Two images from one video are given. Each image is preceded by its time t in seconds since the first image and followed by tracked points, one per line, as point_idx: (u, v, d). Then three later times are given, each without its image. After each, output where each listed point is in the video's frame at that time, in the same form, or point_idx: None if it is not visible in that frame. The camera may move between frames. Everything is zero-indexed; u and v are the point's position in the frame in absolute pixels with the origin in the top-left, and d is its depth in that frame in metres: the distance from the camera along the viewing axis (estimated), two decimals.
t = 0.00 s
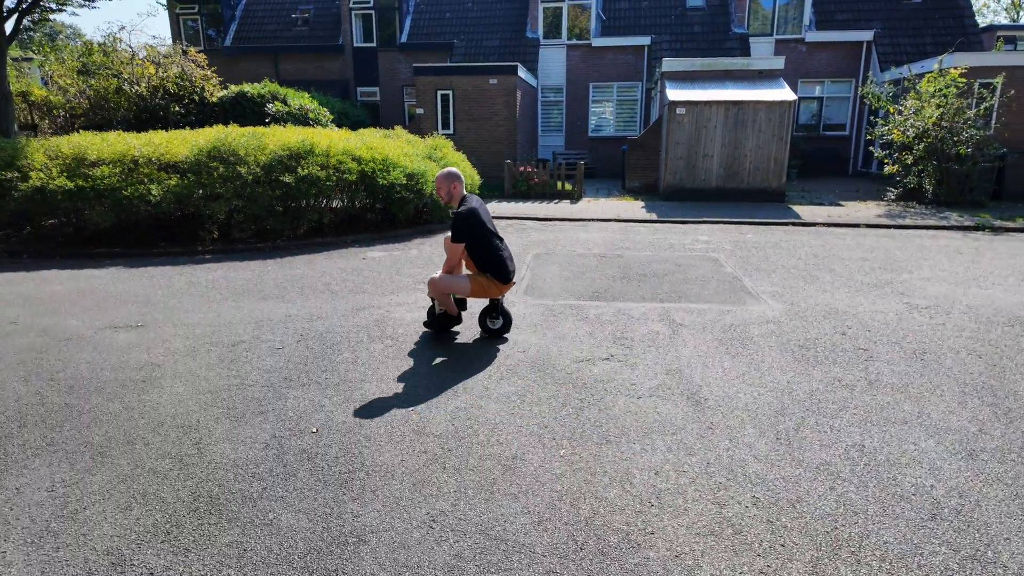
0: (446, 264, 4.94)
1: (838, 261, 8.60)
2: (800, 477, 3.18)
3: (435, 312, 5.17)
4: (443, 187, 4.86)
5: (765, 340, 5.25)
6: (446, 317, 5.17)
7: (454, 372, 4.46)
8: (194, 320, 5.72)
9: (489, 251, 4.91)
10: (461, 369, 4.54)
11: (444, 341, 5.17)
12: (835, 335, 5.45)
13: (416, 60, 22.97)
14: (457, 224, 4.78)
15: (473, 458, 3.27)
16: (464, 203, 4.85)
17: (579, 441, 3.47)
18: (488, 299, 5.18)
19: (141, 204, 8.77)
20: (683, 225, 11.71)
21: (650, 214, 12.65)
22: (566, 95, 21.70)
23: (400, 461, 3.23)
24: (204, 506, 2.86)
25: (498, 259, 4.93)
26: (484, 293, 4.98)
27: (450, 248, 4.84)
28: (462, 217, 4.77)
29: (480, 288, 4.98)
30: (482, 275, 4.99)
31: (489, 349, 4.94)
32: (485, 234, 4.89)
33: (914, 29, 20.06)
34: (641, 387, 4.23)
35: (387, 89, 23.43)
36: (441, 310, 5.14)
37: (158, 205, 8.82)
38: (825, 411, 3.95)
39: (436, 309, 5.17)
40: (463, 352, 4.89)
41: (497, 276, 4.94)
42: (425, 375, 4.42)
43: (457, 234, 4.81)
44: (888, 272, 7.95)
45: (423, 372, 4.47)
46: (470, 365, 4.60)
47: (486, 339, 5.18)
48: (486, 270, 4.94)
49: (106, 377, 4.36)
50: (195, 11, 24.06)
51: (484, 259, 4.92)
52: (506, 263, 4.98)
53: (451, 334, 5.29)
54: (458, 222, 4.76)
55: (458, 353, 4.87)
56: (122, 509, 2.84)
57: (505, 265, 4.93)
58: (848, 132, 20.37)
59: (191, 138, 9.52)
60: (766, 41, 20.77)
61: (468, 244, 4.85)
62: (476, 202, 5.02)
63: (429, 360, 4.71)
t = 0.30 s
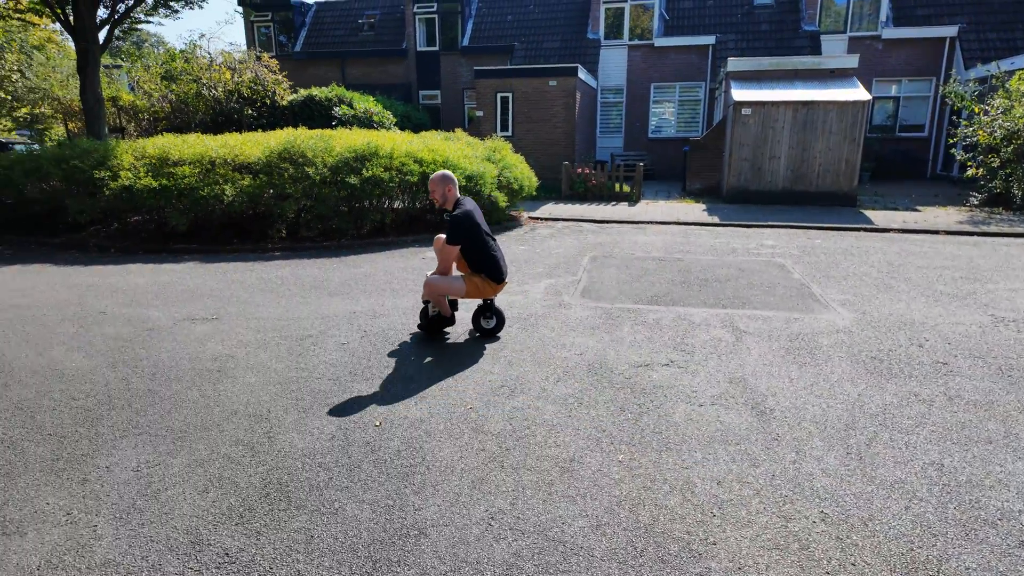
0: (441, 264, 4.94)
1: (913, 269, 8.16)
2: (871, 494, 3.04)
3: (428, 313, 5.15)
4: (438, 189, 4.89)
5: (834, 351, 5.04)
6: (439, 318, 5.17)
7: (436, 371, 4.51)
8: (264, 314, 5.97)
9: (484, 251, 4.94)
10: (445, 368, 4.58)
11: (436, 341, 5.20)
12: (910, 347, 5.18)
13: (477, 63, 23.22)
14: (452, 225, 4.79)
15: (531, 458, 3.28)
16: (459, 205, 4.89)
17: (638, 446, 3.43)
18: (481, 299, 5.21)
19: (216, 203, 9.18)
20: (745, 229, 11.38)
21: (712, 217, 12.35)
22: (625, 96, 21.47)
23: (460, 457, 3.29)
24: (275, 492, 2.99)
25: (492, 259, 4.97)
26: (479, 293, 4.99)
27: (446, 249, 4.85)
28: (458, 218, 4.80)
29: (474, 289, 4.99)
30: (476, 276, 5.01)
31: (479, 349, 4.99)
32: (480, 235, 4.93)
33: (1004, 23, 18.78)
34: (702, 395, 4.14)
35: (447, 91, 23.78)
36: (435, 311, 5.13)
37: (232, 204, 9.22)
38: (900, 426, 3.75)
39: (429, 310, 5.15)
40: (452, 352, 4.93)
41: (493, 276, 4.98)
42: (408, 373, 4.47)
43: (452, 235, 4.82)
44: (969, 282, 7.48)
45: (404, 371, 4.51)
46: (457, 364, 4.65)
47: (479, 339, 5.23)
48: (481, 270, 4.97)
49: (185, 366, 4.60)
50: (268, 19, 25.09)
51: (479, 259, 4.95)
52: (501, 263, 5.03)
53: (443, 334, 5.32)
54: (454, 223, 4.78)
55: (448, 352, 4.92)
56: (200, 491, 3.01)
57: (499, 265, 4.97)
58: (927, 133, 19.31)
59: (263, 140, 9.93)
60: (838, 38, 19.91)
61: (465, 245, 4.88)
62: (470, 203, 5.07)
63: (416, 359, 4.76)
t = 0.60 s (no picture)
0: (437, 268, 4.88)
1: (1000, 280, 7.64)
2: (954, 517, 2.87)
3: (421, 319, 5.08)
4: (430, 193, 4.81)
5: (912, 364, 4.79)
6: (431, 324, 5.09)
7: (411, 376, 4.43)
8: (329, 310, 6.17)
9: (479, 252, 4.96)
10: (420, 372, 4.50)
11: (426, 345, 5.14)
12: (998, 363, 4.85)
13: (537, 65, 23.26)
14: (449, 229, 4.75)
15: (590, 462, 3.26)
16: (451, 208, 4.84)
17: (700, 455, 3.35)
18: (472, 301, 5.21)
19: (286, 203, 9.53)
20: (813, 234, 10.94)
21: (778, 222, 11.93)
22: (688, 97, 21.05)
23: (519, 457, 3.30)
24: (341, 482, 3.09)
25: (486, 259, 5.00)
26: (475, 295, 4.99)
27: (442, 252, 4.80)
28: (453, 221, 4.76)
29: (471, 290, 4.98)
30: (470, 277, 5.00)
31: (463, 353, 4.93)
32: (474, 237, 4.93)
33: None
34: (768, 406, 4.01)
35: (508, 94, 23.93)
36: (429, 317, 5.05)
37: (300, 203, 9.56)
38: (986, 446, 3.53)
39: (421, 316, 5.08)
40: (435, 357, 4.85)
41: (487, 276, 5.00)
42: (381, 378, 4.41)
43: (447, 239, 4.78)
44: None
45: (377, 376, 4.44)
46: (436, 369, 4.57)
47: (472, 341, 5.22)
48: (476, 271, 4.98)
49: (257, 358, 4.80)
50: (335, 25, 25.90)
51: (473, 260, 4.96)
52: (494, 264, 5.07)
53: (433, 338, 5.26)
54: (450, 226, 4.74)
55: (436, 356, 4.87)
56: (271, 478, 3.14)
57: (494, 264, 5.02)
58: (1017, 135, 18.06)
59: (330, 142, 10.25)
60: (918, 35, 18.89)
61: (461, 247, 4.85)
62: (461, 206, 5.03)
63: (397, 363, 4.69)
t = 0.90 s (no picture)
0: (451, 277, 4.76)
1: None
2: None
3: (427, 329, 4.94)
4: (438, 203, 4.69)
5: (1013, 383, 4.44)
6: (434, 332, 4.99)
7: (399, 381, 4.38)
8: (399, 307, 6.32)
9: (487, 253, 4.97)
10: (409, 378, 4.44)
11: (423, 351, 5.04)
12: None
13: (607, 67, 23.05)
14: (462, 235, 4.71)
15: (658, 469, 3.20)
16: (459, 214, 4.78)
17: (774, 469, 3.23)
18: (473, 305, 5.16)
19: (361, 203, 9.86)
20: (899, 242, 10.33)
21: (860, 228, 11.33)
22: (765, 98, 20.33)
23: (585, 460, 3.28)
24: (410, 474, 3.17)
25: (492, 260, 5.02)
26: (487, 297, 4.98)
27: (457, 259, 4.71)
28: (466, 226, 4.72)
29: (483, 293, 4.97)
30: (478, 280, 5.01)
31: (459, 359, 4.84)
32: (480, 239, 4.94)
33: None
34: (849, 421, 3.81)
35: (576, 96, 23.83)
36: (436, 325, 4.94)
37: (373, 204, 9.87)
38: None
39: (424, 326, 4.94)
40: (427, 362, 4.77)
41: (493, 278, 5.02)
42: (368, 382, 4.36)
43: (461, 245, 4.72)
44: None
45: (364, 380, 4.40)
46: (425, 375, 4.50)
47: (473, 345, 5.17)
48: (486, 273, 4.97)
49: (332, 350, 5.00)
50: (409, 31, 26.52)
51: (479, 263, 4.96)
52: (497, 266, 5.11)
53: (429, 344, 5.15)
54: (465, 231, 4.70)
55: (430, 361, 4.80)
56: (345, 466, 3.26)
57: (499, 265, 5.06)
58: None
59: (403, 144, 10.52)
60: None
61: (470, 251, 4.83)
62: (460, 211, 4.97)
63: (385, 368, 4.64)
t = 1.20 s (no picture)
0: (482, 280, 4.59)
1: None
2: None
3: (450, 339, 4.69)
4: (464, 210, 4.57)
5: None
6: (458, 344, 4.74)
7: (402, 389, 4.24)
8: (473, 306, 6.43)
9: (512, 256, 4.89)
10: (415, 385, 4.29)
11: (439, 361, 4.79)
12: None
13: (689, 67, 22.48)
14: (492, 239, 4.60)
15: (736, 481, 3.10)
16: (486, 219, 4.68)
17: (862, 488, 3.05)
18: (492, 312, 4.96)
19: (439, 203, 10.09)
20: (1011, 251, 9.51)
21: (966, 236, 10.51)
22: (859, 97, 19.24)
23: (659, 467, 3.22)
24: (483, 468, 3.22)
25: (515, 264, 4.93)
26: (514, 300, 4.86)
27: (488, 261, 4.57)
28: (494, 230, 4.62)
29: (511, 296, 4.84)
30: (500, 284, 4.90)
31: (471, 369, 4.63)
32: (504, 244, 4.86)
33: None
34: (949, 442, 3.55)
35: (656, 96, 23.38)
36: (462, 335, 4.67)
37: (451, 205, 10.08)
38: None
39: (443, 336, 4.69)
40: (437, 371, 4.59)
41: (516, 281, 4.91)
42: (372, 389, 4.24)
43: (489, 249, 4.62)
44: None
45: (369, 386, 4.29)
46: (431, 384, 4.33)
47: (491, 354, 4.95)
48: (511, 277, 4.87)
49: (407, 346, 5.13)
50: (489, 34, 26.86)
51: (502, 266, 4.86)
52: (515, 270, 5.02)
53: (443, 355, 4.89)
54: (495, 235, 4.60)
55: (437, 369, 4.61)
56: (420, 457, 3.35)
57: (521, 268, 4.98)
58: None
59: (480, 147, 10.68)
60: None
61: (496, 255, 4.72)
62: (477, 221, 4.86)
63: (393, 374, 4.51)
